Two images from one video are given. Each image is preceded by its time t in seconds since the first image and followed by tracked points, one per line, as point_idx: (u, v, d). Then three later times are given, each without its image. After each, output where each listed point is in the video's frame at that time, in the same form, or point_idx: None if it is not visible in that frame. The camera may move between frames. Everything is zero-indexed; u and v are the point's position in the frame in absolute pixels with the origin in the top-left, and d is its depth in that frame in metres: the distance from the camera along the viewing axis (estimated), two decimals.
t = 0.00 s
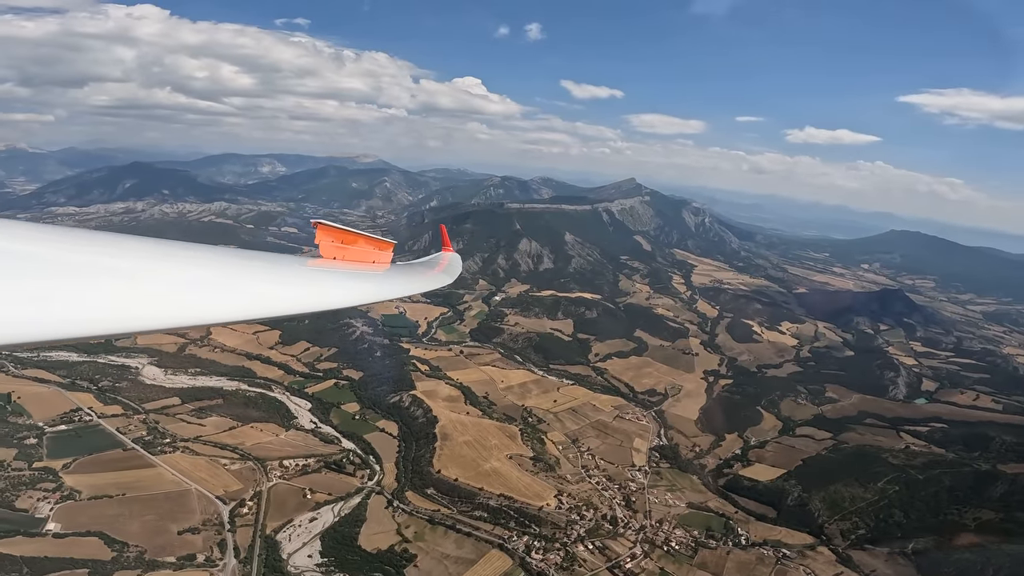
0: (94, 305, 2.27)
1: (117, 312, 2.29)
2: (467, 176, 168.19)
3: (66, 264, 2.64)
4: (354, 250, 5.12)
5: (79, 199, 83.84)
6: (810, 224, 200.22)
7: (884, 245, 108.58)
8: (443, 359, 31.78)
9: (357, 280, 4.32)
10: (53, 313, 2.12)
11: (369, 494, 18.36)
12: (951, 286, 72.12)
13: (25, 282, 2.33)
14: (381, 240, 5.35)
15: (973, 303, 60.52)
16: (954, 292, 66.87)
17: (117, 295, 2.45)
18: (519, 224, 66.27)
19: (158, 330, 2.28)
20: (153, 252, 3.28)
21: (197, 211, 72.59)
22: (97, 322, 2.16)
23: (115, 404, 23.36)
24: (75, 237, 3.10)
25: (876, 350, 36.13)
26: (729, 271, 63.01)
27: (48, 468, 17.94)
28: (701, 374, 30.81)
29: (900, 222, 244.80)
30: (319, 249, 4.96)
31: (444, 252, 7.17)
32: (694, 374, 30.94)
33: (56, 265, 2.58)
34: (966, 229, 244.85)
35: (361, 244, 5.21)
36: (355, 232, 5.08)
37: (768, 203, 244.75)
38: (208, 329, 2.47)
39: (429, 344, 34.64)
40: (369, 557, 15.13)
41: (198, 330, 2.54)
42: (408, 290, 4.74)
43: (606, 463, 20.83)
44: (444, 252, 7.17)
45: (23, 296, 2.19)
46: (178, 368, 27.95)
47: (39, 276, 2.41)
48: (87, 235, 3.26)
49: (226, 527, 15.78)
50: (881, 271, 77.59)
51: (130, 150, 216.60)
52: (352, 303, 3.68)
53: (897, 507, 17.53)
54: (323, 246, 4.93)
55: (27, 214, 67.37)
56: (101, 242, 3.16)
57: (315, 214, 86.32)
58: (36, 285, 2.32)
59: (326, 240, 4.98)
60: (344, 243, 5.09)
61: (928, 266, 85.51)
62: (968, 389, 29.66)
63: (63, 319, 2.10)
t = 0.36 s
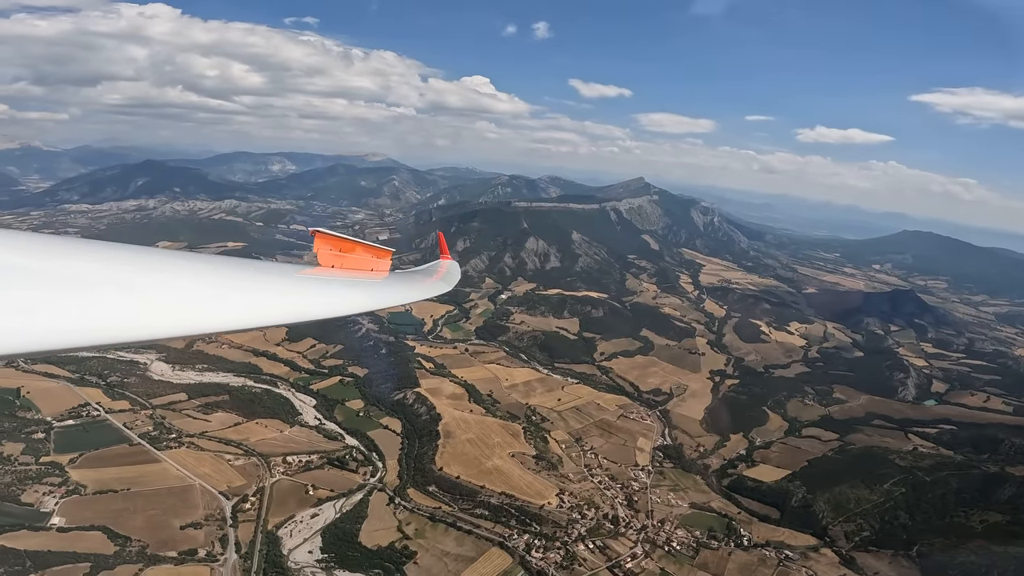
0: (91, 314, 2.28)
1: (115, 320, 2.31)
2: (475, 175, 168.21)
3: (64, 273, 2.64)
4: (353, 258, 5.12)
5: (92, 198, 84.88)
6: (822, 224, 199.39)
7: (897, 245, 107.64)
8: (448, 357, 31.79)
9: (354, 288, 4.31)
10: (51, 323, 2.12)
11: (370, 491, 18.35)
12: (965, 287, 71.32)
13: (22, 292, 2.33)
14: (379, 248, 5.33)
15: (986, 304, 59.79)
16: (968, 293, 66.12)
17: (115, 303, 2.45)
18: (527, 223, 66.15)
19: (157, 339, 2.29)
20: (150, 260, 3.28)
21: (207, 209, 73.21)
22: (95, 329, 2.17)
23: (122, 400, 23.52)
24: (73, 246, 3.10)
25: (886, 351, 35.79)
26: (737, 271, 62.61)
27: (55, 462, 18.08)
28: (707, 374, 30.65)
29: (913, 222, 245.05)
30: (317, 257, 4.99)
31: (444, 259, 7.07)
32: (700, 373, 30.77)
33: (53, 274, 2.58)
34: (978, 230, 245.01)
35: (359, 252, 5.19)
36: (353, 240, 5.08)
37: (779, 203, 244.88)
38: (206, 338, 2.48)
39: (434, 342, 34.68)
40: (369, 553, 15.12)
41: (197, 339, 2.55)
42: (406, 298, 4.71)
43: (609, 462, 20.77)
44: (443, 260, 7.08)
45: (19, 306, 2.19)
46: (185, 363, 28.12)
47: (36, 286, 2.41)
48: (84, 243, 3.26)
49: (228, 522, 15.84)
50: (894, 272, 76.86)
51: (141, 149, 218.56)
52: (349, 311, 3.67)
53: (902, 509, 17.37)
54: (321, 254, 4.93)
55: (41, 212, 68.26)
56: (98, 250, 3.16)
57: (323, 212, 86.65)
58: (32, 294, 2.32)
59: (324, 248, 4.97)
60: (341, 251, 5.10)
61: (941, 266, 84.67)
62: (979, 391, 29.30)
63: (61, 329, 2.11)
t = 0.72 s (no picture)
0: (84, 323, 2.33)
1: (112, 327, 2.38)
2: (483, 173, 168.09)
3: (58, 281, 2.71)
4: (352, 263, 5.11)
5: (104, 195, 85.73)
6: (834, 224, 198.37)
7: (909, 246, 106.73)
8: (454, 355, 31.80)
9: (350, 293, 4.31)
10: (45, 332, 2.18)
11: (373, 488, 18.42)
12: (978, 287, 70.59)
13: (16, 300, 2.39)
14: (378, 254, 5.29)
15: (1000, 305, 59.08)
16: (981, 293, 65.39)
17: (107, 310, 2.51)
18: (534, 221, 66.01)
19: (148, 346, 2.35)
20: (143, 267, 3.32)
21: (217, 207, 73.80)
22: (88, 336, 2.24)
23: (130, 395, 23.70)
24: (63, 254, 3.14)
25: (895, 351, 35.44)
26: (746, 271, 62.21)
27: (62, 457, 18.20)
28: (713, 374, 30.52)
29: (926, 222, 245.11)
30: (316, 263, 4.98)
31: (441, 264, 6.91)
32: (706, 374, 30.59)
33: (46, 283, 2.64)
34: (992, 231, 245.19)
35: (358, 258, 5.18)
36: (352, 245, 5.08)
37: (790, 203, 244.89)
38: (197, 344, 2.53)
39: (440, 339, 34.69)
40: (370, 549, 15.15)
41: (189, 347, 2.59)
42: (403, 302, 4.68)
43: (612, 461, 20.72)
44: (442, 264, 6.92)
45: (14, 313, 2.25)
46: (193, 359, 28.34)
47: (31, 295, 2.47)
48: (78, 251, 3.31)
49: (230, 518, 15.92)
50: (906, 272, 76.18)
51: (153, 146, 220.97)
52: (344, 316, 3.69)
53: (908, 511, 17.19)
54: (320, 261, 4.93)
55: (55, 210, 69.13)
56: (92, 258, 3.20)
57: (331, 209, 86.89)
58: (27, 304, 2.38)
59: (323, 255, 4.98)
60: (340, 257, 5.09)
61: (954, 267, 83.84)
62: (990, 392, 28.96)
63: (54, 335, 2.17)
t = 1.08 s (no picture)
0: (79, 335, 2.33)
1: (108, 338, 2.38)
2: (492, 171, 168.07)
3: (54, 291, 2.71)
4: (350, 272, 5.11)
5: (116, 193, 86.61)
6: (845, 224, 197.29)
7: (923, 246, 105.61)
8: (459, 352, 31.80)
9: (349, 301, 4.28)
10: (41, 344, 2.18)
11: (375, 485, 18.45)
12: (992, 288, 69.74)
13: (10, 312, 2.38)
14: (376, 262, 5.28)
15: (1015, 307, 58.26)
16: (995, 295, 64.61)
17: (103, 321, 2.51)
18: (542, 220, 65.87)
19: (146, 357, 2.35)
20: (139, 276, 3.32)
21: (226, 205, 74.33)
22: (86, 347, 2.25)
23: (138, 390, 23.92)
24: (59, 264, 3.14)
25: (906, 352, 35.04)
26: (755, 270, 61.74)
27: (69, 452, 18.36)
28: (719, 373, 30.36)
29: (940, 221, 244.93)
30: (314, 272, 4.99)
31: (439, 275, 6.70)
32: (712, 373, 30.41)
33: (42, 294, 2.64)
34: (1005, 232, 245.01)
35: (356, 267, 5.17)
36: (349, 253, 5.08)
37: (801, 203, 244.92)
38: (196, 354, 2.53)
39: (446, 337, 34.70)
40: (370, 546, 15.16)
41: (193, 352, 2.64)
42: (402, 310, 4.62)
43: (616, 460, 20.62)
44: (440, 275, 6.70)
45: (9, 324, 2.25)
46: (201, 356, 28.59)
47: (26, 305, 2.47)
48: (74, 261, 3.31)
49: (233, 513, 15.99)
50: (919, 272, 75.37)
51: (166, 145, 223.37)
52: (343, 323, 3.67)
53: (915, 512, 17.04)
54: (318, 269, 4.94)
55: (68, 207, 69.92)
56: (88, 268, 3.20)
57: (339, 207, 87.14)
58: (21, 314, 2.37)
59: (320, 264, 4.98)
60: (338, 265, 5.09)
61: (968, 267, 82.82)
62: (1002, 394, 28.57)
63: (52, 346, 2.18)
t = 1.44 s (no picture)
0: (71, 333, 2.28)
1: (98, 337, 2.32)
2: (500, 170, 167.99)
3: (45, 292, 2.65)
4: (349, 273, 5.09)
5: (128, 191, 87.52)
6: (856, 223, 196.03)
7: (937, 245, 104.40)
8: (465, 350, 31.79)
9: (347, 304, 4.22)
10: (30, 343, 2.13)
11: (378, 482, 18.45)
12: (1008, 288, 68.77)
13: None
14: (375, 263, 5.26)
15: None
16: (1010, 295, 63.67)
17: (95, 320, 2.45)
18: (549, 218, 65.73)
19: (141, 354, 2.31)
20: (131, 277, 3.25)
21: (236, 203, 74.86)
22: (78, 347, 2.20)
23: (145, 386, 24.11)
24: (48, 265, 3.07)
25: (917, 352, 34.63)
26: (765, 270, 61.27)
27: (77, 448, 18.52)
28: (726, 373, 30.19)
29: (954, 220, 244.76)
30: (314, 272, 4.98)
31: (438, 276, 6.44)
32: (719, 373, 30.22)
33: (32, 295, 2.58)
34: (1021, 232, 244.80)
35: (355, 268, 5.16)
36: (348, 253, 5.06)
37: (812, 202, 244.73)
38: (193, 352, 2.47)
39: (451, 335, 34.68)
40: (371, 543, 15.11)
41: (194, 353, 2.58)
42: (400, 312, 4.55)
43: (620, 459, 20.60)
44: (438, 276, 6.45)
45: None
46: (209, 354, 28.90)
47: (15, 306, 2.42)
48: (68, 262, 3.25)
49: (237, 510, 16.06)
50: (932, 272, 74.53)
51: (177, 144, 225.25)
52: (341, 324, 3.61)
53: (923, 514, 16.81)
54: (317, 269, 4.92)
55: (81, 205, 70.70)
56: (80, 269, 3.15)
57: (347, 205, 87.42)
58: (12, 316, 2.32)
59: (320, 264, 4.97)
60: (338, 266, 5.08)
61: (983, 268, 81.76)
62: (1015, 395, 28.17)
63: (42, 347, 2.13)
